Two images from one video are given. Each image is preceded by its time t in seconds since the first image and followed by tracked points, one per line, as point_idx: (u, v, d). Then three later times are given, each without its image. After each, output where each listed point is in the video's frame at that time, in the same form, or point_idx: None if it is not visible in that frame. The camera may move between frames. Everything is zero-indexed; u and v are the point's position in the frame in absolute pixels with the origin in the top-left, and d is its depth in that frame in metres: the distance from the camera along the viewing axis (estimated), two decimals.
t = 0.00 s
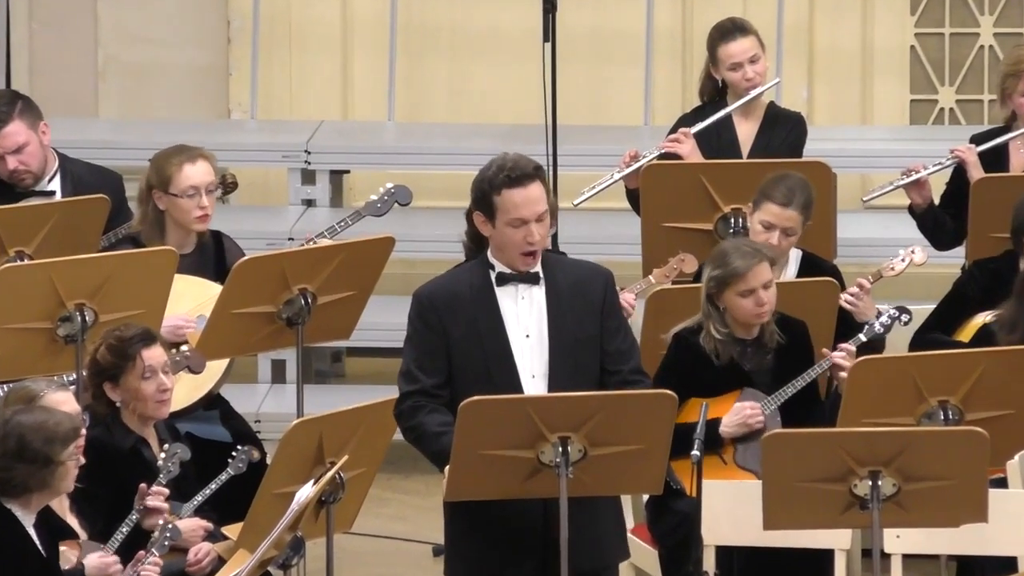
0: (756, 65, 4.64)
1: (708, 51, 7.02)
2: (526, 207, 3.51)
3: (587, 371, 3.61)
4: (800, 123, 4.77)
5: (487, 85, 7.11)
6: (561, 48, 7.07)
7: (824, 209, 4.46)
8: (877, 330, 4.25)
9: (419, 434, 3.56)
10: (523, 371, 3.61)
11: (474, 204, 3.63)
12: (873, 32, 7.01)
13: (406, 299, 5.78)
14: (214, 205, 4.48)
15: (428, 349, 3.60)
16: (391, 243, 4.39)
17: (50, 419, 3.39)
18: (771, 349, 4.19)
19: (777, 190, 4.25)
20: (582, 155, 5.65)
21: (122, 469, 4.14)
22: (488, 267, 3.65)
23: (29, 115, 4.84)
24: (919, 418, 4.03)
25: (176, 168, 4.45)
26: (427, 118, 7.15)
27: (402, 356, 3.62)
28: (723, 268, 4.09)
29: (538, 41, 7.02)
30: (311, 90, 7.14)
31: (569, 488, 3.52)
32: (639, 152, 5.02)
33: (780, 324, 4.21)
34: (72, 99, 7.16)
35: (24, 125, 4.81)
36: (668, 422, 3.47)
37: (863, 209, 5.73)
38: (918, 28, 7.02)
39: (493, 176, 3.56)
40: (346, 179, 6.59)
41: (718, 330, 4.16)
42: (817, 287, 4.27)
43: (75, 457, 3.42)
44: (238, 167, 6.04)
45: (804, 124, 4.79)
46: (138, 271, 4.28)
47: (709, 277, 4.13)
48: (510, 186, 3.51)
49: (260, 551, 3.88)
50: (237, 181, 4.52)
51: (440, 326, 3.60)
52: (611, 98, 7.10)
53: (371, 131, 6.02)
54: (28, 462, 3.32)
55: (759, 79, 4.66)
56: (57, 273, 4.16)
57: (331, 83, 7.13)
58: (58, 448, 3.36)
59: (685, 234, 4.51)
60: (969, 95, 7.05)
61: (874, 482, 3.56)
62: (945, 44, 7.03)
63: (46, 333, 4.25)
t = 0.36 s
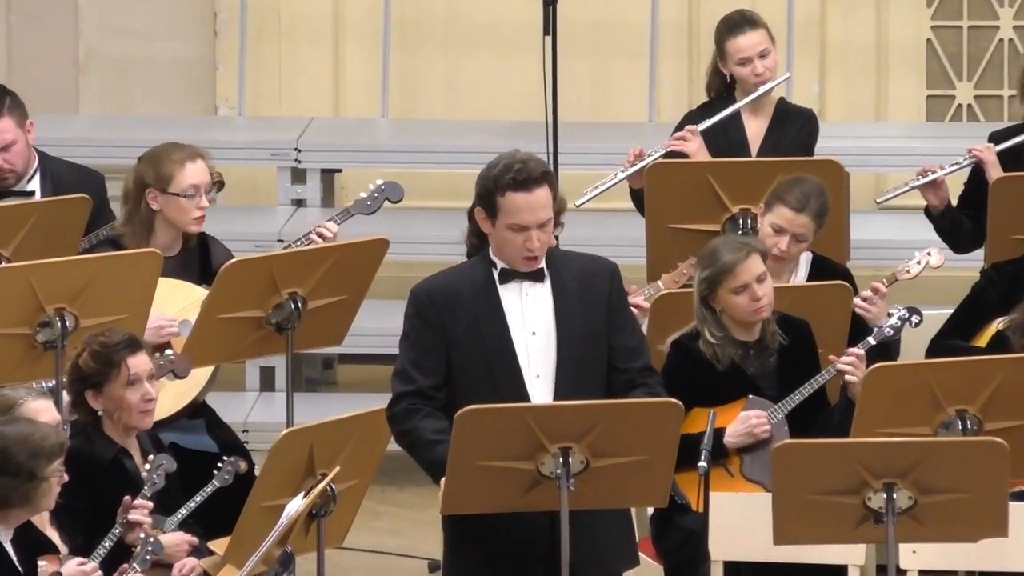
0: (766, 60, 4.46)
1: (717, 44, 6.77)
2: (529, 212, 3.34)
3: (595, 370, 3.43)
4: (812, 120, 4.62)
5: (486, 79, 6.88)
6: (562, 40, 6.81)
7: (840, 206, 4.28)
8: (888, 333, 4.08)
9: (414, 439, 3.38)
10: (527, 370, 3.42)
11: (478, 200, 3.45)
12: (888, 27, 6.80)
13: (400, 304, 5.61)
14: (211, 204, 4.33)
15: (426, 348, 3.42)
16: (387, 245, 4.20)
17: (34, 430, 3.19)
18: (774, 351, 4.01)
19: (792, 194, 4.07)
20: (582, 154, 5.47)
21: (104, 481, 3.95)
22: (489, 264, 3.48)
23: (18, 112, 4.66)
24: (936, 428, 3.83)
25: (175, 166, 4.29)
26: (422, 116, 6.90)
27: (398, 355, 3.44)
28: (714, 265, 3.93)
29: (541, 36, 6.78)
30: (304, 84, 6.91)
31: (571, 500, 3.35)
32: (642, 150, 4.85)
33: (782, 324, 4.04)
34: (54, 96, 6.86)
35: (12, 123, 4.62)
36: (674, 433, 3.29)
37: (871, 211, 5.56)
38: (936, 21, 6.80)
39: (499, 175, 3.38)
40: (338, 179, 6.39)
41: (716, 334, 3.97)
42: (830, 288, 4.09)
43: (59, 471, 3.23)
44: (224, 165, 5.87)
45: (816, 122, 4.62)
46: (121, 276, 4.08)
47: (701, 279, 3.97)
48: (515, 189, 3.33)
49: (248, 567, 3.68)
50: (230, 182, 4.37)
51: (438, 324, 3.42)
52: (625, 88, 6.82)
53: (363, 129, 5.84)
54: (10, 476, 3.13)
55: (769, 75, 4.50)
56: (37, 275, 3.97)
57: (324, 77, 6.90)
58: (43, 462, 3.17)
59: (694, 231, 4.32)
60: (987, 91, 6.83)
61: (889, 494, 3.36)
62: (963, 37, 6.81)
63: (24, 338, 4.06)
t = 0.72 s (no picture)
0: (779, 53, 4.31)
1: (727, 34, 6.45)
2: (530, 205, 3.20)
3: (603, 380, 3.29)
4: (824, 115, 4.43)
5: (478, 73, 6.54)
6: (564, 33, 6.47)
7: (853, 204, 4.10)
8: (900, 334, 3.78)
9: (414, 454, 3.23)
10: (534, 379, 3.28)
11: (474, 198, 3.32)
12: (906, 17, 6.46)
13: (394, 308, 5.43)
14: (186, 199, 4.13)
15: (425, 358, 3.26)
16: (381, 247, 4.03)
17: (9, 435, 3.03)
18: (778, 353, 3.83)
19: (799, 181, 3.94)
20: (586, 151, 5.30)
21: (88, 493, 3.74)
22: (491, 268, 3.33)
23: (19, 113, 4.51)
24: (956, 437, 3.61)
25: (142, 162, 4.11)
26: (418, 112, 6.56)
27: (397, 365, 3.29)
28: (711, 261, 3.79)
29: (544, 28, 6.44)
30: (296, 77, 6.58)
31: (574, 512, 3.19)
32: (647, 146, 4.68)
33: (786, 325, 3.85)
34: (32, 88, 6.52)
35: (13, 122, 4.45)
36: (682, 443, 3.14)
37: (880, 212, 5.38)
38: (955, 13, 6.45)
39: (494, 170, 3.24)
40: (331, 179, 6.21)
41: (716, 336, 3.80)
42: (844, 292, 3.89)
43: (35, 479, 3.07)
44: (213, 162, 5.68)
45: (830, 118, 4.44)
46: (103, 279, 3.90)
47: (698, 279, 3.83)
48: (514, 182, 3.20)
49: None
50: (209, 175, 4.16)
51: (439, 332, 3.27)
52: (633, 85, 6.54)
53: (358, 125, 5.66)
54: None
55: (782, 69, 4.34)
56: (16, 278, 3.81)
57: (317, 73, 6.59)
58: (19, 468, 3.01)
59: (703, 235, 4.16)
60: (1009, 86, 6.46)
61: (907, 507, 3.14)
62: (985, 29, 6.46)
63: (3, 343, 3.89)
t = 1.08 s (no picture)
0: (791, 49, 4.16)
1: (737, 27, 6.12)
2: (530, 195, 3.06)
3: (607, 391, 3.12)
4: (839, 112, 4.26)
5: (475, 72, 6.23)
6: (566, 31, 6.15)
7: (866, 205, 3.91)
8: (914, 340, 3.56)
9: (409, 467, 3.08)
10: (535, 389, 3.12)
11: (473, 198, 3.18)
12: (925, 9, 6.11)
13: (388, 314, 5.26)
14: (165, 203, 3.96)
15: (422, 366, 3.11)
16: (377, 251, 3.84)
17: None
18: (784, 361, 3.64)
19: (801, 178, 3.78)
20: (588, 150, 5.14)
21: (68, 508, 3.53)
22: (492, 273, 3.17)
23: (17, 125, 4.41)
24: (976, 450, 3.41)
25: (120, 163, 3.94)
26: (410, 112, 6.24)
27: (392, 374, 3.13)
28: (709, 263, 3.61)
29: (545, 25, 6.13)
30: (286, 72, 6.25)
31: (575, 529, 3.02)
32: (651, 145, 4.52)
33: (790, 330, 3.66)
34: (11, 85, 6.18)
35: (12, 136, 4.38)
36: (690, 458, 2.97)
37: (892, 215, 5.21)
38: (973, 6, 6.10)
39: (491, 164, 3.11)
40: (322, 180, 6.05)
41: (718, 343, 3.61)
42: (855, 298, 3.70)
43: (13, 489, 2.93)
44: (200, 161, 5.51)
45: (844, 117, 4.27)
46: (85, 286, 3.72)
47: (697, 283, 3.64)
48: (512, 173, 3.07)
49: None
50: (192, 177, 3.98)
51: (436, 340, 3.11)
52: (640, 80, 6.19)
53: (351, 124, 5.48)
54: None
55: (794, 66, 4.18)
56: None
57: (305, 70, 6.24)
58: None
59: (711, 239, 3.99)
60: None
61: (924, 523, 2.94)
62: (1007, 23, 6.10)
63: None
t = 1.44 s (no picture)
0: (805, 40, 3.98)
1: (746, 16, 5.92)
2: (530, 189, 2.89)
3: (612, 398, 2.95)
4: (855, 106, 4.12)
5: (475, 61, 6.05)
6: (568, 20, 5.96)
7: (882, 203, 3.75)
8: (932, 344, 3.34)
9: (404, 478, 2.91)
10: (535, 396, 2.96)
11: (472, 195, 3.01)
12: None
13: (381, 318, 5.09)
14: (151, 200, 3.78)
15: (418, 371, 2.94)
16: (371, 250, 3.65)
17: None
18: (796, 364, 3.48)
19: (804, 173, 3.62)
20: (591, 146, 4.97)
21: (46, 519, 3.29)
22: (491, 275, 3.00)
23: None
24: (998, 459, 3.23)
25: (105, 157, 3.78)
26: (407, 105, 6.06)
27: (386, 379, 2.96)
28: (716, 266, 3.45)
29: (547, 15, 5.95)
30: (278, 63, 6.07)
31: (578, 542, 2.86)
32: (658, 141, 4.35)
33: (802, 332, 3.50)
34: None
35: None
36: (699, 467, 2.81)
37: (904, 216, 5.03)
38: None
39: (490, 158, 2.96)
40: (313, 176, 5.89)
41: (726, 348, 3.45)
42: (873, 300, 3.50)
43: None
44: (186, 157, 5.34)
45: (859, 111, 4.11)
46: (64, 286, 3.52)
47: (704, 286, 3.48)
48: (512, 166, 2.91)
49: None
50: (179, 174, 3.81)
51: (432, 344, 2.94)
52: (643, 74, 6.01)
53: (345, 119, 5.31)
54: None
55: (809, 59, 4.01)
56: None
57: (296, 63, 6.07)
58: None
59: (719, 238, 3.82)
60: None
61: (943, 536, 2.76)
62: None
63: None
